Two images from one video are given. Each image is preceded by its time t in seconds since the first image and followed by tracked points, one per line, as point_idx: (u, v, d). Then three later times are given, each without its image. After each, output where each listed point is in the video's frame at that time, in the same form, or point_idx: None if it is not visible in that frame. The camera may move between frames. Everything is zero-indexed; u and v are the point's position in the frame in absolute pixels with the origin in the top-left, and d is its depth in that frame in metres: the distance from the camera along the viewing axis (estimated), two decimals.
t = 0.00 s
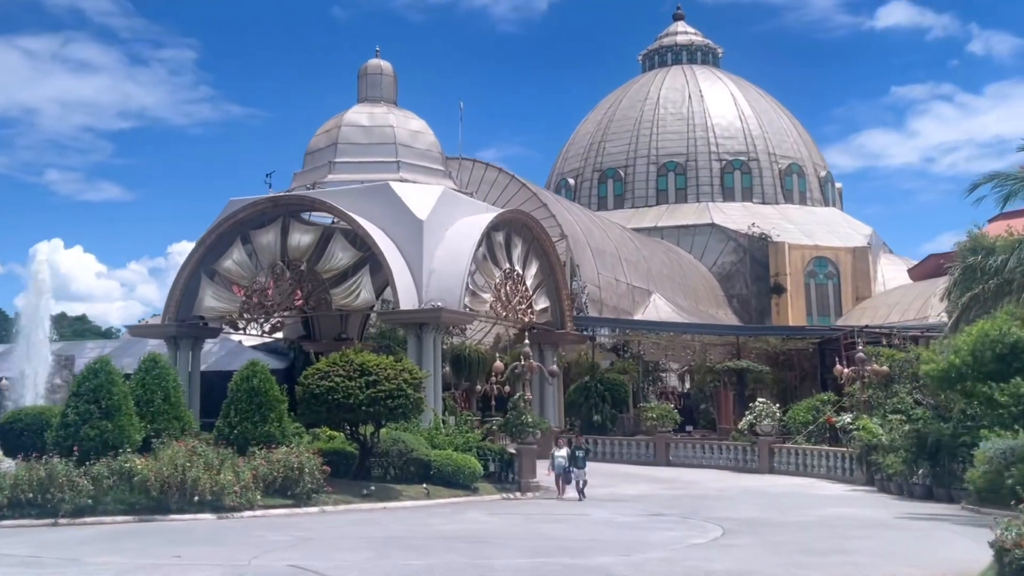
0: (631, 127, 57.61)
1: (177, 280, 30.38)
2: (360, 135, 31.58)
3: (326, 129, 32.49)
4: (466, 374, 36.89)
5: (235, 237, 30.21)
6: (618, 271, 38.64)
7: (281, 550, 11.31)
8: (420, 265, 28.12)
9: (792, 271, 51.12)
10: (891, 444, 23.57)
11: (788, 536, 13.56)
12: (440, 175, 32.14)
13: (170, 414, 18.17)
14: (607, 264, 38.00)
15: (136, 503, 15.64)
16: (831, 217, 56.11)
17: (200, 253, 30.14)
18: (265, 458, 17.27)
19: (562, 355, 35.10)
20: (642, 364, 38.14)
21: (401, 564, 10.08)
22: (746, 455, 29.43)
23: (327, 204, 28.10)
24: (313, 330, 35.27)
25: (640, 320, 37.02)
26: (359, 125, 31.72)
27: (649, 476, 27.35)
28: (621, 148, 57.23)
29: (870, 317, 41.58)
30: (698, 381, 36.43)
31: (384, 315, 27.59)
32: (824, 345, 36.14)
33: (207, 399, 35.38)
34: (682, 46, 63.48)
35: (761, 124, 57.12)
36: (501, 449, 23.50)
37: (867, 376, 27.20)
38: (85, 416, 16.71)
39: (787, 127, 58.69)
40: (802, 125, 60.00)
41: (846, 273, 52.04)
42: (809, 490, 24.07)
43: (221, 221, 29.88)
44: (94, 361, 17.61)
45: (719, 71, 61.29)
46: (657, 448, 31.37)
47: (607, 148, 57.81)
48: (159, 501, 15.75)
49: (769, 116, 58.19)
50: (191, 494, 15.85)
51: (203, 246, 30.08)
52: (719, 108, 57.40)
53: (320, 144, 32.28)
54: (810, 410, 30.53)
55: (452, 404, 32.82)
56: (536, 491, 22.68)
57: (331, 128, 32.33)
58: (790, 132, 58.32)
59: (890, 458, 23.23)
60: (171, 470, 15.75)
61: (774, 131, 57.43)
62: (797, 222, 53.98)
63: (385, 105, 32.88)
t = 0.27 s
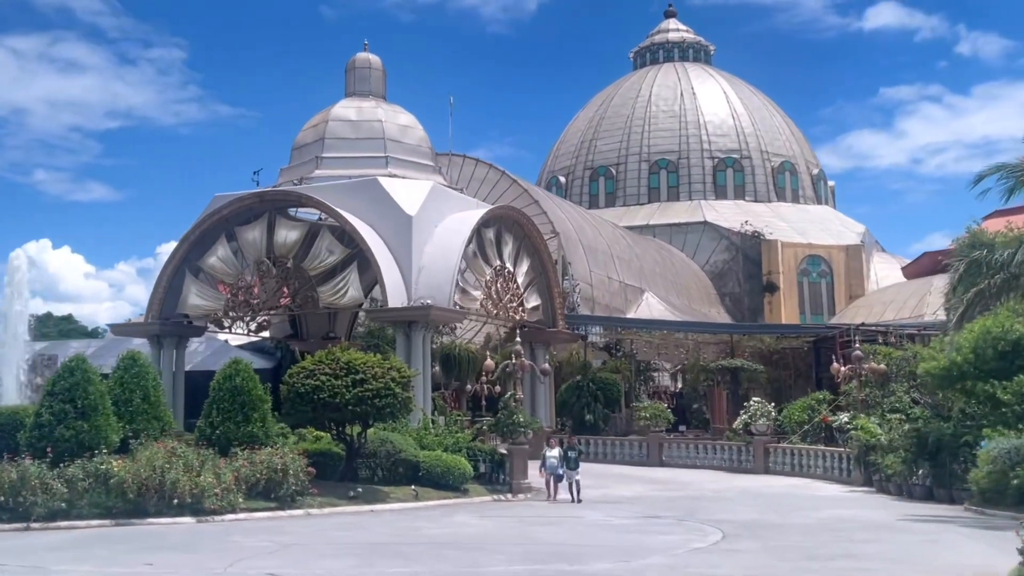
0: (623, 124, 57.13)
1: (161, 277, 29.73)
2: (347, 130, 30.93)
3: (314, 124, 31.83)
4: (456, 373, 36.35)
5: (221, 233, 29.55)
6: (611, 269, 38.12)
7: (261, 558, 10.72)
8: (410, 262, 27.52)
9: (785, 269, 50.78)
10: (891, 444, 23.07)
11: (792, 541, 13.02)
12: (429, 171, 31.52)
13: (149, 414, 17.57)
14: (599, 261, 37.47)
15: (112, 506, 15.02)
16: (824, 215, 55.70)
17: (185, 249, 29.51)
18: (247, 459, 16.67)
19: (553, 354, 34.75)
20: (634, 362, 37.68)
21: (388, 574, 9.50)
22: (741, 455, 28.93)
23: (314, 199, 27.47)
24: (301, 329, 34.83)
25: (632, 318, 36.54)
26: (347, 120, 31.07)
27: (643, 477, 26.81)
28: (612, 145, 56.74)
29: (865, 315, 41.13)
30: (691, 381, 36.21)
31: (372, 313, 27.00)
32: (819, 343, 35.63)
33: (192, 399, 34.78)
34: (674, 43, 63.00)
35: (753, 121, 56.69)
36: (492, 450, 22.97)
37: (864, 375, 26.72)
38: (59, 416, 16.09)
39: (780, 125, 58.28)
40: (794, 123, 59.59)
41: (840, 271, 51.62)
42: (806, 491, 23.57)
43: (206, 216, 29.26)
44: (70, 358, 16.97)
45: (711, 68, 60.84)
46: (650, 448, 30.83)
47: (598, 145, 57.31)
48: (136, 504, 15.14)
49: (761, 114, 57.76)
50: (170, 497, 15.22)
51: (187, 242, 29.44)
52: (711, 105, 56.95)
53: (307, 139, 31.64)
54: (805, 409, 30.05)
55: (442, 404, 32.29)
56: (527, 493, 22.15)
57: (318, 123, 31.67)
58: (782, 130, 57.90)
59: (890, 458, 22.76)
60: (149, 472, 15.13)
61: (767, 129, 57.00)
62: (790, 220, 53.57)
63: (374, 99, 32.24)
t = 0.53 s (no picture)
0: (615, 122, 56.74)
1: (145, 275, 29.18)
2: (336, 125, 30.42)
3: (301, 119, 31.31)
4: (446, 373, 35.89)
5: (207, 230, 29.04)
6: (603, 267, 37.69)
7: (242, 563, 10.26)
8: (399, 259, 27.04)
9: (778, 268, 50.38)
10: (889, 444, 22.68)
11: (793, 544, 12.60)
12: (419, 167, 31.02)
13: (129, 414, 17.05)
14: (591, 259, 37.04)
15: (89, 509, 14.49)
16: (817, 213, 55.36)
17: (170, 247, 29.00)
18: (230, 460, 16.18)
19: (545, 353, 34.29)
20: (627, 362, 37.27)
21: None
22: (735, 455, 28.53)
23: (301, 195, 26.95)
24: (288, 329, 34.32)
25: (625, 317, 36.15)
26: (335, 115, 30.56)
27: (636, 478, 26.38)
28: (604, 143, 56.35)
29: (859, 313, 40.76)
30: (683, 381, 35.74)
31: (361, 312, 26.50)
32: (813, 342, 35.24)
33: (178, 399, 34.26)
34: (666, 41, 62.63)
35: (746, 119, 56.34)
36: (483, 450, 22.52)
37: (861, 374, 26.33)
38: (35, 416, 15.56)
39: (773, 123, 57.94)
40: (787, 121, 59.25)
41: (833, 270, 51.29)
42: (803, 492, 23.18)
43: (192, 213, 28.77)
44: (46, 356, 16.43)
45: (703, 66, 60.48)
46: (644, 448, 30.40)
47: (590, 143, 56.92)
48: (114, 507, 14.62)
49: (754, 112, 57.41)
50: (149, 500, 14.71)
51: (173, 239, 28.90)
52: (704, 103, 56.60)
53: (294, 135, 31.10)
54: (800, 408, 29.63)
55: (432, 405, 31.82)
56: (518, 494, 21.72)
57: (306, 118, 31.15)
58: (775, 128, 57.56)
59: (887, 458, 22.37)
60: (127, 474, 14.61)
61: (759, 127, 56.65)
62: (782, 219, 53.24)
63: (363, 94, 31.74)
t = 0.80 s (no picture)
0: (607, 120, 56.33)
1: (130, 272, 28.58)
2: (325, 120, 29.89)
3: (289, 115, 30.77)
4: (437, 373, 35.40)
5: (193, 227, 28.42)
6: (596, 265, 37.25)
7: (220, 570, 9.78)
8: (388, 256, 26.53)
9: (771, 267, 50.00)
10: (888, 445, 22.25)
11: (795, 548, 12.15)
12: (409, 164, 30.51)
13: (108, 414, 16.52)
14: (584, 258, 36.59)
15: (64, 513, 13.96)
16: (811, 213, 55.01)
17: (155, 244, 28.38)
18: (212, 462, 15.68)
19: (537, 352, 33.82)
20: (620, 361, 36.85)
21: None
22: (730, 456, 28.10)
23: (289, 191, 26.42)
24: (276, 328, 33.82)
25: (618, 316, 35.77)
26: (324, 111, 30.03)
27: (630, 479, 25.93)
28: (597, 142, 55.94)
29: (854, 313, 40.39)
30: (678, 381, 35.03)
31: (349, 310, 25.97)
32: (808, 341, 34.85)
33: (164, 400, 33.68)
34: (658, 39, 62.25)
35: (739, 118, 55.98)
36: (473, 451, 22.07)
37: (858, 373, 25.93)
38: (9, 416, 15.03)
39: (766, 122, 57.59)
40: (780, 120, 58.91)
41: (827, 270, 50.94)
42: (799, 493, 22.76)
43: (177, 210, 28.15)
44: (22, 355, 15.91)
45: (696, 64, 60.12)
46: (637, 449, 29.96)
47: (582, 142, 56.50)
48: (91, 510, 14.09)
49: (747, 111, 57.05)
50: (127, 503, 14.19)
51: (158, 237, 28.32)
52: (697, 102, 56.22)
53: (282, 131, 30.56)
54: (796, 408, 29.20)
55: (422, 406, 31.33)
56: (509, 496, 21.27)
57: (294, 114, 30.61)
58: (768, 127, 57.21)
59: (886, 458, 21.96)
60: (104, 476, 14.10)
61: (753, 125, 56.29)
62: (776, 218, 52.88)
63: (352, 90, 31.22)
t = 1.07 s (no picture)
0: (602, 119, 55.82)
1: (114, 270, 27.92)
2: (314, 115, 29.29)
3: (278, 109, 30.17)
4: (428, 373, 34.82)
5: (179, 223, 27.76)
6: (590, 264, 36.72)
7: None
8: (378, 253, 25.94)
9: (766, 267, 49.54)
10: (888, 446, 21.77)
11: (801, 555, 11.61)
12: (400, 159, 29.92)
13: (84, 414, 15.97)
14: (577, 256, 36.05)
15: (34, 516, 13.37)
16: (806, 212, 54.58)
17: (140, 240, 27.74)
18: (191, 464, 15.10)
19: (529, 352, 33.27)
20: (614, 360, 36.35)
21: None
22: (726, 458, 27.57)
23: (276, 187, 25.80)
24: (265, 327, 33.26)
25: (612, 316, 35.23)
26: (313, 105, 29.43)
27: (624, 481, 25.39)
28: (591, 140, 55.44)
29: (851, 312, 39.90)
30: (672, 381, 34.52)
31: (338, 308, 25.37)
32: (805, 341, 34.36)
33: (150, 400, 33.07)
34: (653, 37, 61.77)
35: (734, 116, 55.52)
36: (464, 453, 21.54)
37: (857, 373, 25.43)
38: None
39: (761, 120, 57.14)
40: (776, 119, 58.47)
41: (822, 270, 50.49)
42: (797, 496, 22.23)
43: (163, 205, 27.47)
44: None
45: (691, 62, 59.66)
46: (631, 450, 29.43)
47: (576, 140, 56.00)
48: (63, 514, 13.50)
49: (742, 109, 56.59)
50: (101, 506, 13.61)
51: (143, 233, 27.65)
52: (692, 100, 55.76)
53: (270, 125, 29.95)
54: (793, 409, 28.66)
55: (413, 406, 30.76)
56: (501, 498, 20.72)
57: (283, 108, 30.01)
58: (763, 126, 56.75)
59: (887, 460, 21.47)
60: (77, 479, 13.52)
61: (748, 124, 55.83)
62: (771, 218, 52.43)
63: (342, 84, 30.63)
